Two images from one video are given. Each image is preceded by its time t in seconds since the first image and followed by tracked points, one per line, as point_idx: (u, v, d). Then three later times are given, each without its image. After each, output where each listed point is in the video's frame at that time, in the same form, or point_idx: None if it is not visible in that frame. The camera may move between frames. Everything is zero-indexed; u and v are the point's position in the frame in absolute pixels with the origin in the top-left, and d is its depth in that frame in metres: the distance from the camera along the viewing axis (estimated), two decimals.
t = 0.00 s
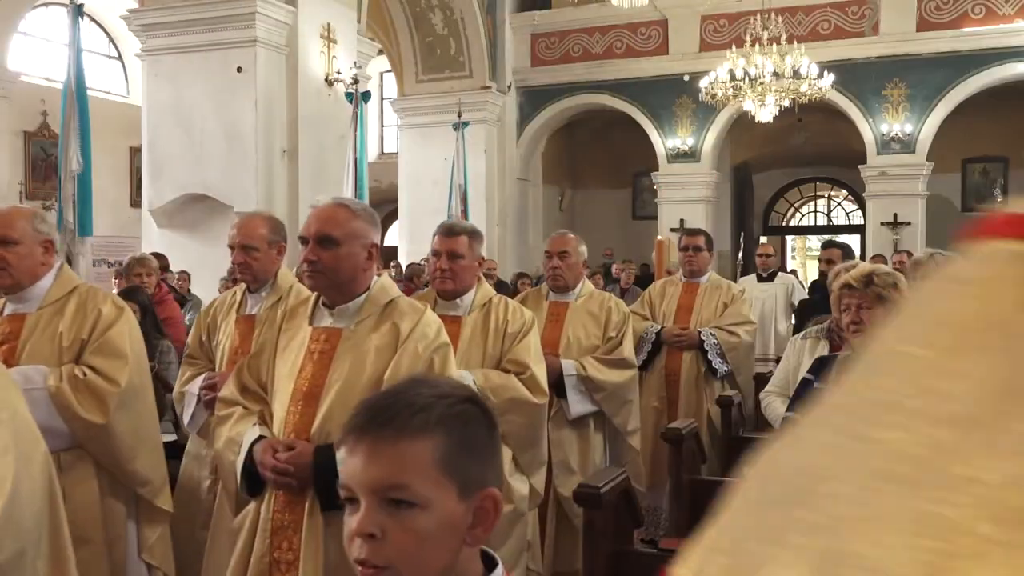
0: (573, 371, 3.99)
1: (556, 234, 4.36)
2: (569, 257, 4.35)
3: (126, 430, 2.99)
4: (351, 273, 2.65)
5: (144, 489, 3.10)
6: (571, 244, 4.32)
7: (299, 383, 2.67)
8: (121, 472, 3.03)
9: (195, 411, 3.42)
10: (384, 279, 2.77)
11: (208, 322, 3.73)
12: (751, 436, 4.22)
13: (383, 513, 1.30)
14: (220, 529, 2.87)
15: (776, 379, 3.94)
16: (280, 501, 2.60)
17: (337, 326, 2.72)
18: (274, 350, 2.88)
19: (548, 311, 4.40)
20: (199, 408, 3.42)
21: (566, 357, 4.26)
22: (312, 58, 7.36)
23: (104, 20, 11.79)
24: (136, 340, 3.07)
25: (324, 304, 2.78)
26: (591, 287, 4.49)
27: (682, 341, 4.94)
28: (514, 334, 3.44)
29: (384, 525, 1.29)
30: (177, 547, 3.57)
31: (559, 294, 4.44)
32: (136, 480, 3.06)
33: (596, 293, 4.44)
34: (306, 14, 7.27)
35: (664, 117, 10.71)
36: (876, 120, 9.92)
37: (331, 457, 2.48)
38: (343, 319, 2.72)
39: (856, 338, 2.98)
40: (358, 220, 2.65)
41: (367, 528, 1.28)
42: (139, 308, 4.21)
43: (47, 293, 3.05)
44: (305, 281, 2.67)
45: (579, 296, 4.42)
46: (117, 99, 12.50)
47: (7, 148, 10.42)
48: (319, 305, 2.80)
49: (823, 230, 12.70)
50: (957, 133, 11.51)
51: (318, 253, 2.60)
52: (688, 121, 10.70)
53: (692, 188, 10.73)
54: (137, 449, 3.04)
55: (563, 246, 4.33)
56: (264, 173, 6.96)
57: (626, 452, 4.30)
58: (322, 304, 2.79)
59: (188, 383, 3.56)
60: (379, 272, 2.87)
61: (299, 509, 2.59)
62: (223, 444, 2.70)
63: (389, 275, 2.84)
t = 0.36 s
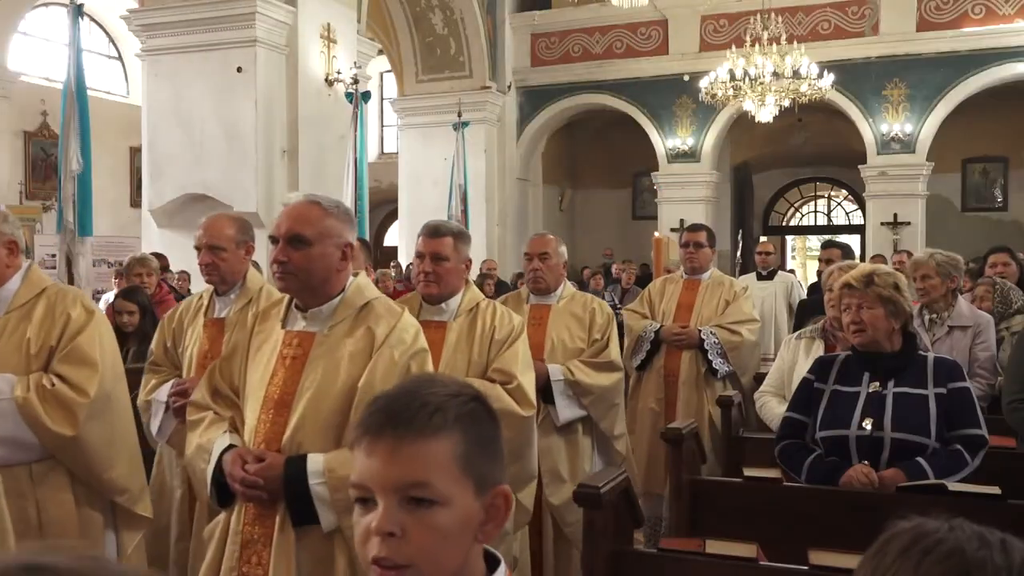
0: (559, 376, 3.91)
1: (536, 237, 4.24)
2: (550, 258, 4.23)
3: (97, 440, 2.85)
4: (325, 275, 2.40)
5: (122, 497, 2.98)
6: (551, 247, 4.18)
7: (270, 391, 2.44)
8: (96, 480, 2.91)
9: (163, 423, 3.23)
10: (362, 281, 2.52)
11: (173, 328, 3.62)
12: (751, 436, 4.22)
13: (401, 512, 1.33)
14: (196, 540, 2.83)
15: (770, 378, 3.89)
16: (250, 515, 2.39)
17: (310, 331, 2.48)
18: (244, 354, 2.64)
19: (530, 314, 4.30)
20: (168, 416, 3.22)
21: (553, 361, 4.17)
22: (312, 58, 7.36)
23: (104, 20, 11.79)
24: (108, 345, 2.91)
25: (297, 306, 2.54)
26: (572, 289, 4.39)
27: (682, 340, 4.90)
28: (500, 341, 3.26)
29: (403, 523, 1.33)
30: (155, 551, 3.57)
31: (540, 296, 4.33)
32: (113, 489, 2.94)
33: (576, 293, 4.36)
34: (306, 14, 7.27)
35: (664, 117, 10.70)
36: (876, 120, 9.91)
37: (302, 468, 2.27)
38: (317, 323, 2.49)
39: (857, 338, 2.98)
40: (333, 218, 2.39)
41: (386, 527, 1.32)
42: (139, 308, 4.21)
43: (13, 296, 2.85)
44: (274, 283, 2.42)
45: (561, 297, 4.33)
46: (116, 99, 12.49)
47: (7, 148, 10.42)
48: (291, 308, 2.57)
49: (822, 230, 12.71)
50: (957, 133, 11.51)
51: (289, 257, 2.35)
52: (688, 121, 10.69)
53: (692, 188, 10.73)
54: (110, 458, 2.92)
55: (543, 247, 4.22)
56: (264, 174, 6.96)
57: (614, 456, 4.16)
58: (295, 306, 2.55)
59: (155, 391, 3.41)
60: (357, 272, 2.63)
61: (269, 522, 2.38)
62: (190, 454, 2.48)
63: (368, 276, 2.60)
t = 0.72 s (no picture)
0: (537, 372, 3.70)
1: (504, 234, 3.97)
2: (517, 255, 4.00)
3: (53, 467, 2.53)
4: (268, 276, 2.41)
5: (78, 528, 2.67)
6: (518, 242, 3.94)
7: (214, 399, 2.43)
8: (53, 510, 2.60)
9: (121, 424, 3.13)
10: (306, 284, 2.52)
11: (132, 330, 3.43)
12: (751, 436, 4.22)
13: (436, 511, 1.33)
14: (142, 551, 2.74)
15: (769, 378, 3.91)
16: (193, 529, 2.35)
17: (255, 336, 2.47)
18: (190, 362, 2.59)
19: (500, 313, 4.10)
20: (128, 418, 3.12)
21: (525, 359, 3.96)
22: (312, 58, 7.36)
23: (104, 19, 11.79)
24: (76, 358, 2.62)
25: (241, 312, 2.53)
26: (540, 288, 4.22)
27: (672, 348, 4.79)
28: (493, 340, 3.23)
29: (439, 521, 1.32)
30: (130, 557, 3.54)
31: (508, 293, 4.14)
32: (74, 519, 2.63)
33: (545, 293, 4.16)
34: (306, 14, 7.28)
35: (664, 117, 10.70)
36: (876, 120, 9.92)
37: (242, 478, 2.24)
38: (261, 328, 2.47)
39: (857, 338, 2.98)
40: (276, 220, 2.42)
41: (423, 525, 1.30)
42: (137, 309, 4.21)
43: None
44: (217, 287, 2.42)
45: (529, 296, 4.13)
46: (116, 99, 12.48)
47: (8, 148, 10.41)
48: (236, 313, 2.56)
49: (823, 230, 12.71)
50: (957, 132, 11.52)
51: (229, 257, 2.36)
52: (688, 121, 10.69)
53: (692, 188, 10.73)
54: (70, 486, 2.59)
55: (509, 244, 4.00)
56: (264, 175, 6.96)
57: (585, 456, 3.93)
58: (240, 312, 2.54)
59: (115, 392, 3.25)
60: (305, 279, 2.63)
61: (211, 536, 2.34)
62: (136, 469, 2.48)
63: (315, 281, 2.60)
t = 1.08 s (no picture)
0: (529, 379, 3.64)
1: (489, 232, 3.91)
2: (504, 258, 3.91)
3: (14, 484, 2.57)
4: (204, 270, 2.38)
5: (56, 543, 2.71)
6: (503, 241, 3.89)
7: (149, 398, 2.40)
8: (21, 526, 2.64)
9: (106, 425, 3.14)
10: (243, 279, 2.49)
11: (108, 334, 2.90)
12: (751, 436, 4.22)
13: (432, 513, 1.32)
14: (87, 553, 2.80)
15: (766, 378, 3.91)
16: (129, 533, 2.35)
17: (191, 332, 2.45)
18: (129, 364, 2.52)
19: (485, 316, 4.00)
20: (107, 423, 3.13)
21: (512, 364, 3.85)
22: (312, 59, 7.37)
23: (104, 20, 11.78)
24: (40, 364, 2.63)
25: (177, 309, 2.50)
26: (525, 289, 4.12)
27: (648, 346, 4.66)
28: (483, 345, 3.15)
29: (433, 523, 1.31)
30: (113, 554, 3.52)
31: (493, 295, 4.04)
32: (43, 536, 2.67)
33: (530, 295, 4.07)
34: (306, 14, 7.28)
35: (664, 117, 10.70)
36: (876, 120, 9.91)
37: (178, 476, 2.20)
38: (198, 324, 2.45)
39: (857, 338, 2.98)
40: (211, 213, 2.40)
41: (418, 526, 1.30)
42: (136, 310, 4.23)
43: None
44: (150, 282, 2.39)
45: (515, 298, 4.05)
46: (117, 99, 12.48)
47: (7, 148, 10.41)
48: (172, 310, 2.53)
49: (823, 230, 12.71)
50: (957, 132, 11.52)
51: (161, 250, 2.33)
52: (687, 121, 10.69)
53: (693, 188, 10.73)
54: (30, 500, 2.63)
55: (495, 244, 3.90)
56: (264, 175, 6.97)
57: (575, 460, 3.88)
58: (175, 309, 2.51)
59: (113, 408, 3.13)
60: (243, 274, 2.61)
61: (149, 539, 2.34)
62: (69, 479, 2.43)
63: (254, 275, 2.58)
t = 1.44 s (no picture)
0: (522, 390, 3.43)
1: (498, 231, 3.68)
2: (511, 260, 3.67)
3: None
4: (162, 269, 2.29)
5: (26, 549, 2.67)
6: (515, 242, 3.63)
7: (105, 405, 2.31)
8: None
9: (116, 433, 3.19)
10: (206, 280, 2.39)
11: (97, 331, 2.52)
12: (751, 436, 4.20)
13: (419, 524, 1.32)
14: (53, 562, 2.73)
15: (765, 378, 3.91)
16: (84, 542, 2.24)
17: (148, 333, 2.35)
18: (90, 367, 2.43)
19: (487, 321, 3.77)
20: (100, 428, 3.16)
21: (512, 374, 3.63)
22: (312, 58, 7.36)
23: (104, 20, 11.79)
24: (8, 366, 2.63)
25: (135, 310, 2.41)
26: (533, 293, 3.87)
27: (631, 350, 4.39)
28: (455, 350, 2.99)
29: (423, 534, 1.31)
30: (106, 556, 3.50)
31: (498, 300, 3.79)
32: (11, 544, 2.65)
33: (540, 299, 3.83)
34: (306, 14, 7.27)
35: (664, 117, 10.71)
36: (876, 120, 9.91)
37: (131, 483, 2.11)
38: (156, 325, 2.35)
39: (856, 339, 2.98)
40: (173, 211, 2.31)
41: (407, 539, 1.30)
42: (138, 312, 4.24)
43: None
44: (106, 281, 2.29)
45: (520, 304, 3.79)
46: (117, 99, 12.49)
47: (8, 147, 10.42)
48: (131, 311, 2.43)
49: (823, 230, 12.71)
50: (957, 133, 11.52)
51: (117, 248, 2.23)
52: (687, 121, 10.69)
53: (692, 188, 10.73)
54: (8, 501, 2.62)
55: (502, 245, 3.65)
56: (264, 175, 6.97)
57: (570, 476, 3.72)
58: (134, 311, 2.42)
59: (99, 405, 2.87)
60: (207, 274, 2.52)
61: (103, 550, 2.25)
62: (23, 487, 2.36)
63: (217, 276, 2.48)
